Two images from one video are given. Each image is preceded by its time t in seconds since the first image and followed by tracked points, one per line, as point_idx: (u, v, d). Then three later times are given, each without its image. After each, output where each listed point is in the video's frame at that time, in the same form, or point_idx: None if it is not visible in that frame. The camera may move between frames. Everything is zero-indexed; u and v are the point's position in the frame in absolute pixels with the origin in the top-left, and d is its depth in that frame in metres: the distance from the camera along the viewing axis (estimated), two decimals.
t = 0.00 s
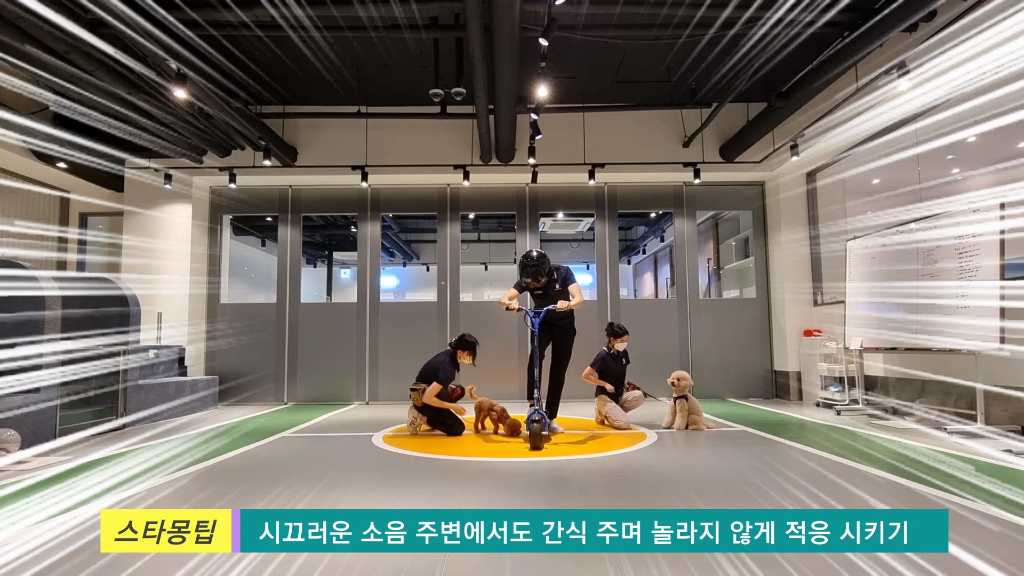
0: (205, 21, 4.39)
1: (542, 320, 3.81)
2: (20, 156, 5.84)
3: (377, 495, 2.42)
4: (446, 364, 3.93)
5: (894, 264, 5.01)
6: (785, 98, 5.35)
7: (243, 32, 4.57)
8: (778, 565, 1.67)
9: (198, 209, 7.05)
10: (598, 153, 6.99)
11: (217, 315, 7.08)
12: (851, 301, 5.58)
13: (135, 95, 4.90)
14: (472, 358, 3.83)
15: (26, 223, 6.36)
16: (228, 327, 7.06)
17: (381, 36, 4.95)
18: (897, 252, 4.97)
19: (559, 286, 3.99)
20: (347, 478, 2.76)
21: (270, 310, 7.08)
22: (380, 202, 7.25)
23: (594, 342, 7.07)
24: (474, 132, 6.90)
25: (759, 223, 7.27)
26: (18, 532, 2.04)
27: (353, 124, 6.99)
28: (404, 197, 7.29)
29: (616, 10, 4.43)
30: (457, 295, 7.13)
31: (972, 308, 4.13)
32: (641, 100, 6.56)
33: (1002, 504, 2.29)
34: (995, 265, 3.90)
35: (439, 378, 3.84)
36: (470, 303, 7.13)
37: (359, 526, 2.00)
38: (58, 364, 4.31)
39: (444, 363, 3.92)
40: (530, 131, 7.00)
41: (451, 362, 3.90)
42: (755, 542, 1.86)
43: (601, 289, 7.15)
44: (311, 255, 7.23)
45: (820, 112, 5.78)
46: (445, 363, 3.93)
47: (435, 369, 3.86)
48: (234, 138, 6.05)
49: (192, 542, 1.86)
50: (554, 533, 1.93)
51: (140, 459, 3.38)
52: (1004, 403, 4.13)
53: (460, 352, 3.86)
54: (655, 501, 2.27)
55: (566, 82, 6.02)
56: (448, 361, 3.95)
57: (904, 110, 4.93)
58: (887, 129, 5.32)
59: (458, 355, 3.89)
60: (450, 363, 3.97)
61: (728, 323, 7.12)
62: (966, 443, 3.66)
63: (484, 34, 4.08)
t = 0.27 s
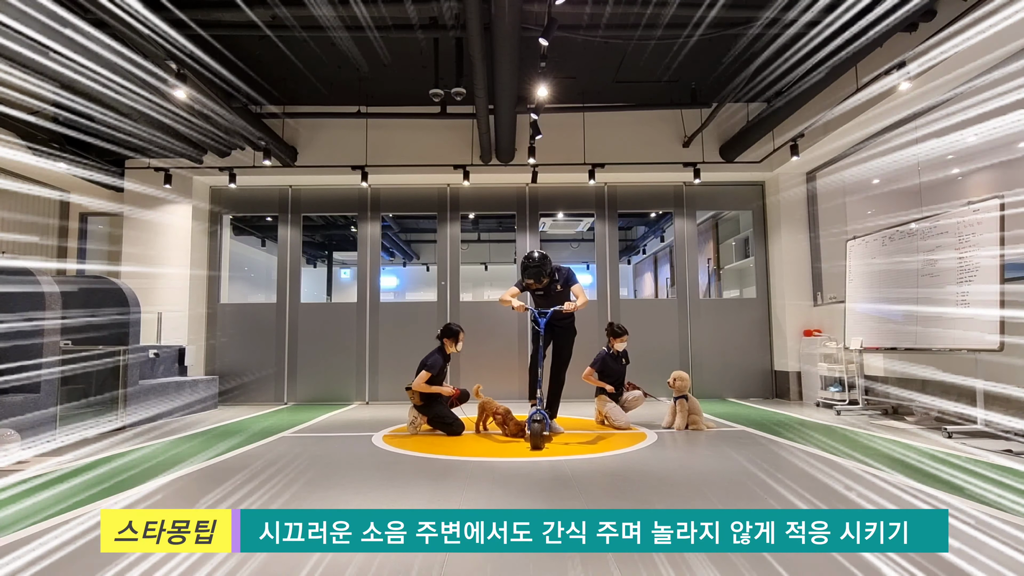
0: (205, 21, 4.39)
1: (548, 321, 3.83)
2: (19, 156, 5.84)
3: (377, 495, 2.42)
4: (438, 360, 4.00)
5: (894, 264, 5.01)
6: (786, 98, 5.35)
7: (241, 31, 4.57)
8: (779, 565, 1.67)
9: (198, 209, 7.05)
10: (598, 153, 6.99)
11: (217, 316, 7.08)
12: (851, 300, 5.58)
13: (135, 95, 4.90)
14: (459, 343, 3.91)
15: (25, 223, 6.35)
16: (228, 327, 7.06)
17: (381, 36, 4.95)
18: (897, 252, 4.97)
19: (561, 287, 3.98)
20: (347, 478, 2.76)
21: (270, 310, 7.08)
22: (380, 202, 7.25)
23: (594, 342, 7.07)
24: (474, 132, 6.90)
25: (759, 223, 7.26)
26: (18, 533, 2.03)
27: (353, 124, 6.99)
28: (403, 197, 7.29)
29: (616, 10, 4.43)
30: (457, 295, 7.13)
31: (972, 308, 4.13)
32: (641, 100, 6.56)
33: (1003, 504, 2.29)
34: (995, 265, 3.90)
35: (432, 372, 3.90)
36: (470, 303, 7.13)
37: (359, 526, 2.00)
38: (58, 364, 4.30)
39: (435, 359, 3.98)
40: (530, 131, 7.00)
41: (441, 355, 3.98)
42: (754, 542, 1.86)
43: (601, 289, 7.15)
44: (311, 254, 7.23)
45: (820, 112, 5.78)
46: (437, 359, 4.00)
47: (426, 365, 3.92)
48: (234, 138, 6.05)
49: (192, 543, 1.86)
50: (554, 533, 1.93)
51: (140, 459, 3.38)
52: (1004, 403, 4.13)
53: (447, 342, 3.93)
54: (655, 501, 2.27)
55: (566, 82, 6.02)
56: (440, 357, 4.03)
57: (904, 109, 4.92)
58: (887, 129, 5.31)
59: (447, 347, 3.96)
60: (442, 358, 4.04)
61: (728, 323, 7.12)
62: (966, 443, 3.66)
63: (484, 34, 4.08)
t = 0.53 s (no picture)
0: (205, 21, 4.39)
1: (552, 321, 3.85)
2: (20, 157, 5.83)
3: (376, 495, 2.42)
4: (433, 355, 4.04)
5: (894, 264, 5.01)
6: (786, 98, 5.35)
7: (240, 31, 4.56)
8: (778, 565, 1.67)
9: (199, 209, 7.05)
10: (598, 153, 6.99)
11: (217, 315, 7.08)
12: (851, 300, 5.58)
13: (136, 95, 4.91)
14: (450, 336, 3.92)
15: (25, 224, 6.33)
16: (228, 327, 7.06)
17: (381, 36, 4.95)
18: (897, 252, 4.97)
19: (563, 287, 3.98)
20: (347, 478, 2.76)
21: (270, 310, 7.08)
22: (380, 202, 7.25)
23: (594, 342, 7.06)
24: (474, 132, 6.90)
25: (759, 223, 7.26)
26: (18, 533, 2.04)
27: (353, 124, 6.99)
28: (403, 197, 7.29)
29: (617, 10, 4.43)
30: (457, 295, 7.13)
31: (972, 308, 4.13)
32: (641, 100, 6.56)
33: (1003, 505, 2.29)
34: (995, 265, 3.91)
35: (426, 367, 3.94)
36: (470, 303, 7.13)
37: (359, 526, 2.00)
38: (58, 364, 4.30)
39: (430, 355, 4.03)
40: (530, 131, 7.00)
41: (436, 351, 4.01)
42: (754, 542, 1.86)
43: (601, 289, 7.15)
44: (311, 254, 7.23)
45: (819, 112, 5.77)
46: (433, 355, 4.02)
47: (420, 361, 3.97)
48: (234, 138, 6.05)
49: (192, 543, 1.86)
50: (553, 533, 1.93)
51: (140, 459, 3.38)
52: (1004, 403, 4.13)
53: (437, 336, 3.94)
54: (655, 501, 2.27)
55: (566, 82, 6.02)
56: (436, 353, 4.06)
57: (905, 109, 4.92)
58: (887, 130, 5.31)
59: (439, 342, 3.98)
60: (437, 354, 4.07)
61: (728, 323, 7.12)
62: (966, 443, 3.67)
63: (484, 34, 4.08)
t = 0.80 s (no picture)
0: (205, 20, 4.39)
1: (551, 320, 3.84)
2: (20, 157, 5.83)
3: (376, 495, 2.42)
4: (431, 354, 4.05)
5: (894, 263, 5.01)
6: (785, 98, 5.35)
7: (239, 31, 4.56)
8: (778, 565, 1.67)
9: (199, 209, 7.06)
10: (598, 153, 6.99)
11: (217, 315, 7.08)
12: (851, 300, 5.58)
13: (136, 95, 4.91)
14: (447, 336, 3.92)
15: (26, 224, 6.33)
16: (228, 327, 7.07)
17: (381, 36, 4.95)
18: (897, 252, 4.97)
19: (566, 287, 3.98)
20: (347, 478, 2.76)
21: (270, 310, 7.08)
22: (380, 202, 7.25)
23: (594, 343, 7.06)
24: (474, 132, 6.90)
25: (759, 223, 7.26)
26: (18, 533, 2.04)
27: (353, 124, 7.00)
28: (404, 197, 7.29)
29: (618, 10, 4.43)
30: (457, 295, 7.13)
31: (972, 307, 4.13)
32: (641, 100, 6.56)
33: (1003, 504, 2.29)
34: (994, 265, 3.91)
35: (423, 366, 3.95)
36: (470, 303, 7.13)
37: (359, 526, 2.00)
38: (58, 364, 4.30)
39: (428, 354, 4.04)
40: (530, 131, 7.00)
41: (434, 350, 4.01)
42: (755, 542, 1.86)
43: (601, 289, 7.15)
44: (311, 254, 7.22)
45: (819, 112, 5.78)
46: (430, 354, 4.03)
47: (418, 360, 3.99)
48: (234, 138, 6.05)
49: (192, 543, 1.86)
50: (554, 533, 1.93)
51: (140, 460, 3.38)
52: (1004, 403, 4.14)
53: (434, 336, 3.94)
54: (655, 501, 2.27)
55: (566, 82, 6.02)
56: (433, 353, 4.07)
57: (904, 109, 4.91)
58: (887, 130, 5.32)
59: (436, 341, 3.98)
60: (435, 352, 4.08)
61: (728, 323, 7.12)
62: (965, 443, 3.67)
63: (484, 34, 4.08)
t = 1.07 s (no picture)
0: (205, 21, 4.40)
1: (552, 321, 3.85)
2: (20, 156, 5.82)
3: (376, 495, 2.42)
4: (430, 354, 4.06)
5: (894, 263, 5.01)
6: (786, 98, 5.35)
7: (237, 32, 4.57)
8: (779, 565, 1.67)
9: (199, 209, 7.05)
10: (598, 153, 6.99)
11: (216, 316, 7.08)
12: (851, 301, 5.58)
13: (136, 95, 4.91)
14: (446, 336, 3.92)
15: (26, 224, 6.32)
16: (228, 327, 7.06)
17: (382, 36, 4.94)
18: (897, 252, 4.97)
19: (569, 288, 3.97)
20: (347, 478, 2.76)
21: (270, 310, 7.08)
22: (380, 202, 7.25)
23: (594, 343, 7.06)
24: (474, 132, 6.90)
25: (759, 223, 7.26)
26: (17, 533, 2.03)
27: (353, 124, 6.99)
28: (404, 197, 7.29)
29: (618, 10, 4.43)
30: (457, 295, 7.13)
31: (972, 307, 4.13)
32: (641, 100, 6.56)
33: (1003, 504, 2.29)
34: (995, 265, 3.91)
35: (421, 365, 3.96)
36: (470, 303, 7.13)
37: (359, 526, 2.00)
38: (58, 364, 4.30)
39: (427, 353, 4.05)
40: (530, 131, 7.00)
41: (432, 349, 4.02)
42: (755, 542, 1.86)
43: (601, 289, 7.15)
44: (311, 254, 7.22)
45: (819, 112, 5.78)
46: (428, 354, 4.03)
47: (417, 360, 3.99)
48: (234, 138, 6.05)
49: (192, 542, 1.86)
50: (554, 533, 1.93)
51: (140, 460, 3.37)
52: (1004, 403, 4.13)
53: (432, 336, 3.93)
54: (655, 501, 2.27)
55: (566, 82, 6.02)
56: (433, 353, 4.07)
57: (904, 108, 4.91)
58: (887, 130, 5.32)
59: (434, 342, 3.98)
60: (434, 352, 4.08)
61: (728, 323, 7.12)
62: (966, 443, 3.67)
63: (484, 34, 4.09)
